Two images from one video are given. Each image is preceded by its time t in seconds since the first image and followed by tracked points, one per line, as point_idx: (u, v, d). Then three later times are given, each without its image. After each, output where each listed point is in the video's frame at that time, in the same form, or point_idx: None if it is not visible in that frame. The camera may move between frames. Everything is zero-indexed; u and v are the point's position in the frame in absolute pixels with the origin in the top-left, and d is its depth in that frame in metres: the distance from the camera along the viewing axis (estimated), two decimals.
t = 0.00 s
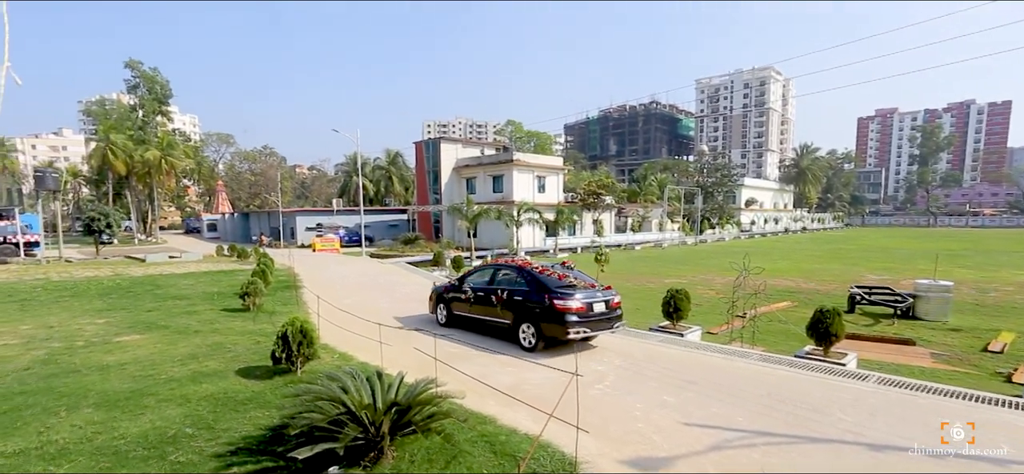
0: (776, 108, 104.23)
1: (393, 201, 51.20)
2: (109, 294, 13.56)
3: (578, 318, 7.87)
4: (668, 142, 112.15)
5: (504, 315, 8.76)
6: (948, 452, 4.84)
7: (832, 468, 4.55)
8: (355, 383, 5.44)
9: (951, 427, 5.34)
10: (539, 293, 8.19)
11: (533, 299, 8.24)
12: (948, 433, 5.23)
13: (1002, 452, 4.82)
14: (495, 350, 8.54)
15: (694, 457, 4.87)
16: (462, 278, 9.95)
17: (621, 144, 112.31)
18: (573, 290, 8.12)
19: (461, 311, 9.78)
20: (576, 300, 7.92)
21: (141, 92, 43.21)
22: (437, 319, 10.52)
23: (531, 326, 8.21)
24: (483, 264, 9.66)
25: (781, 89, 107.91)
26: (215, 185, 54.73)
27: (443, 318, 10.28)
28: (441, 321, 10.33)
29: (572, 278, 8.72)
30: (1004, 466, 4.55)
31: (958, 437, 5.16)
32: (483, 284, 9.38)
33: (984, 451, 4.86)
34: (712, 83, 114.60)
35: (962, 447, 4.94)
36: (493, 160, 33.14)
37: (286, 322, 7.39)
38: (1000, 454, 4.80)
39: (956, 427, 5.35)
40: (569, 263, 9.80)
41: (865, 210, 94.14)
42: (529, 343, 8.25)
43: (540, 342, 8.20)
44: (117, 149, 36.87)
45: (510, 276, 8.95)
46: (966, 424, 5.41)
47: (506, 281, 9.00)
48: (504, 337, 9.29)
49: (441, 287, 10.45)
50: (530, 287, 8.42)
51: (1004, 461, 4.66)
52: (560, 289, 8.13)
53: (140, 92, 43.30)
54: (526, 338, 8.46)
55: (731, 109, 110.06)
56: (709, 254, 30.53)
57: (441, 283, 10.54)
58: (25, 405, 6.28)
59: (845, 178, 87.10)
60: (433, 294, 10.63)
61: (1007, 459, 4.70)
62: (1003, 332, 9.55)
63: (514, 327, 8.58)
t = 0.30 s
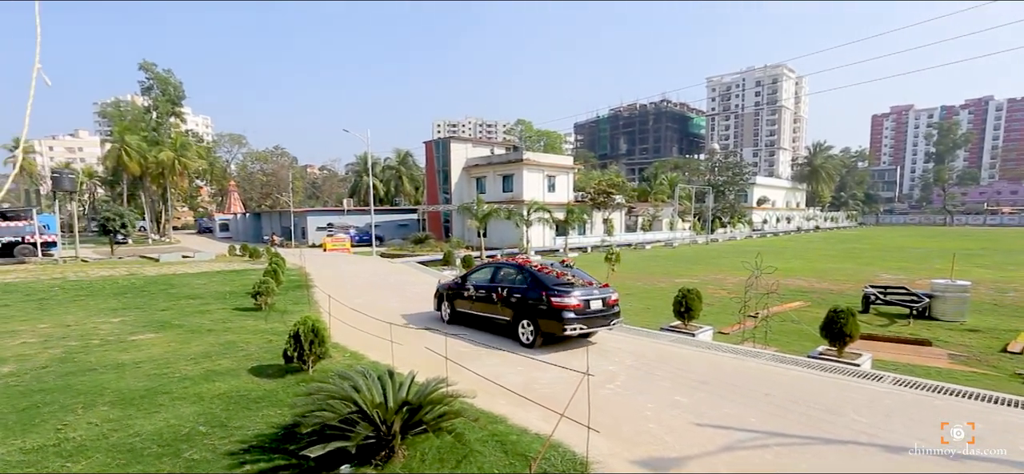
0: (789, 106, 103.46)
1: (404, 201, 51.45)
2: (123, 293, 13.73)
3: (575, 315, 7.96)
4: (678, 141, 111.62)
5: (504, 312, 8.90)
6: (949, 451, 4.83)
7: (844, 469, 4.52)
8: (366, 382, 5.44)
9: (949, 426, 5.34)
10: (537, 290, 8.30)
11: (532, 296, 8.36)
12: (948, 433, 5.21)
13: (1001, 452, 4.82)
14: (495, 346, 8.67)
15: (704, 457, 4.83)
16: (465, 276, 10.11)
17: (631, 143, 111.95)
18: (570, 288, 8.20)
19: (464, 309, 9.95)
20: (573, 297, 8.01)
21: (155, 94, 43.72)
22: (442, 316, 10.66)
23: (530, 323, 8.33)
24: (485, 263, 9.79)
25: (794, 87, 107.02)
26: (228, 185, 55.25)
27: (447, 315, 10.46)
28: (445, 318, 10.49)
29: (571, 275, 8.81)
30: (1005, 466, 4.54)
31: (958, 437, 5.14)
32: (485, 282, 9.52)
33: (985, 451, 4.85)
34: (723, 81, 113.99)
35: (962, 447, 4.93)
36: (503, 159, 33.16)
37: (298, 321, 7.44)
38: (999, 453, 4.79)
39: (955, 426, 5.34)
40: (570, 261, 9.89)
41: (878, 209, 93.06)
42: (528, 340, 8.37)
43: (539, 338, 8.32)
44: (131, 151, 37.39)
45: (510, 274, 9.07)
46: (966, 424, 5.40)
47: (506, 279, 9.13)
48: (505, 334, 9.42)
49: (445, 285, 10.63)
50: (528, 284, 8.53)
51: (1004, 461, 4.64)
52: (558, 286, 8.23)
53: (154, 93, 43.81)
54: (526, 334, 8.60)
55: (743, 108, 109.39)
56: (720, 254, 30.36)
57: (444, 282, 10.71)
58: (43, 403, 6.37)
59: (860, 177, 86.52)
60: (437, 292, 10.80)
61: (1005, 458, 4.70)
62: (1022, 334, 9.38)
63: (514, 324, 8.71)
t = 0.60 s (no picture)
0: (801, 106, 102.59)
1: (413, 201, 51.64)
2: (136, 293, 13.87)
3: (571, 313, 8.13)
4: (688, 141, 111.07)
5: (502, 310, 9.07)
6: (949, 452, 4.84)
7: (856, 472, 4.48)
8: (376, 382, 5.46)
9: (949, 426, 5.37)
10: (534, 289, 8.48)
11: (529, 294, 8.54)
12: (948, 433, 5.23)
13: (1000, 452, 4.85)
14: (494, 344, 8.83)
15: (715, 459, 4.79)
16: (466, 276, 10.29)
17: (641, 143, 111.69)
18: (567, 286, 8.37)
19: (464, 307, 10.11)
20: (569, 295, 8.18)
21: (168, 95, 44.18)
22: (445, 314, 10.80)
23: (527, 320, 8.49)
24: (485, 262, 9.96)
25: (806, 87, 106.11)
26: (239, 185, 55.72)
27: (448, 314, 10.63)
28: (447, 316, 10.67)
29: (568, 275, 8.98)
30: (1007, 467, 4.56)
31: (957, 437, 5.18)
32: (485, 281, 9.69)
33: (984, 451, 4.88)
34: (734, 80, 113.31)
35: (962, 447, 4.97)
36: (513, 160, 33.18)
37: (309, 320, 7.48)
38: (999, 454, 4.82)
39: (954, 426, 5.37)
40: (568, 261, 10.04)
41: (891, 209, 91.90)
42: (526, 336, 8.54)
43: (536, 335, 8.48)
44: (144, 152, 37.64)
45: (509, 273, 9.24)
46: (965, 424, 5.43)
47: (505, 278, 9.31)
48: (504, 332, 9.58)
49: (447, 285, 10.80)
50: (526, 283, 8.71)
51: (1004, 461, 4.67)
52: (555, 285, 8.40)
53: (167, 95, 44.26)
54: (524, 331, 8.76)
55: (754, 107, 108.68)
56: (730, 254, 30.14)
57: (447, 281, 10.89)
58: (59, 401, 6.45)
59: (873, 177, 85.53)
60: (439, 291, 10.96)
61: (1005, 458, 4.73)
62: None
63: (512, 322, 8.87)
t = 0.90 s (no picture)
0: (812, 105, 101.79)
1: (422, 202, 51.86)
2: (148, 294, 14.03)
3: (567, 310, 8.21)
4: (696, 141, 110.62)
5: (501, 308, 9.17)
6: (949, 452, 4.82)
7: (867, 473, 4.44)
8: (386, 383, 5.48)
9: (949, 426, 5.35)
10: (531, 287, 8.57)
11: (526, 292, 8.63)
12: (948, 433, 5.22)
13: (1002, 453, 4.82)
14: (493, 341, 8.92)
15: (725, 461, 4.75)
16: (468, 275, 10.39)
17: (649, 144, 111.62)
18: (564, 285, 8.46)
19: (466, 305, 10.21)
20: (566, 293, 8.26)
21: (179, 99, 44.70)
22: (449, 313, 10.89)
23: (525, 318, 8.58)
24: (486, 262, 10.07)
25: (816, 85, 105.29)
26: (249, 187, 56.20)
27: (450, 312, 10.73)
28: (449, 315, 10.77)
29: (565, 273, 9.06)
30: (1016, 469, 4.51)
31: (957, 437, 5.16)
32: (485, 280, 9.79)
33: (985, 451, 4.87)
34: (743, 80, 112.80)
35: (962, 447, 4.95)
36: (521, 160, 33.22)
37: (319, 321, 7.53)
38: (1000, 455, 4.80)
39: (954, 427, 5.35)
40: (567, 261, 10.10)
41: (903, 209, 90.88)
42: (524, 334, 8.62)
43: (534, 333, 8.57)
44: (156, 154, 38.07)
45: (507, 271, 9.33)
46: (965, 424, 5.40)
47: (504, 277, 9.41)
48: (504, 330, 9.67)
49: (449, 284, 10.91)
50: (524, 282, 8.80)
51: (1008, 462, 4.64)
52: (552, 284, 8.49)
53: (179, 98, 44.78)
54: (522, 329, 8.84)
55: (764, 107, 108.10)
56: (740, 255, 29.96)
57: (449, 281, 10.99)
58: (73, 400, 6.54)
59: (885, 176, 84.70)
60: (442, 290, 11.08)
61: (1007, 459, 4.71)
62: None
63: (510, 320, 8.97)
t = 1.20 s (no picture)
0: (821, 103, 101.00)
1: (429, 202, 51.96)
2: (158, 294, 14.13)
3: (562, 308, 8.24)
4: (703, 140, 110.07)
5: (499, 306, 9.23)
6: (949, 452, 4.78)
7: None
8: (394, 382, 5.50)
9: (951, 426, 5.31)
10: (527, 285, 8.63)
11: (522, 290, 8.67)
12: (949, 433, 5.18)
13: (1004, 452, 4.79)
14: (491, 339, 8.98)
15: (732, 462, 4.72)
16: (469, 274, 10.46)
17: (656, 143, 111.43)
18: (560, 283, 8.50)
19: (466, 303, 10.29)
20: (561, 291, 8.30)
21: (188, 100, 45.00)
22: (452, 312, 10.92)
23: (521, 315, 8.63)
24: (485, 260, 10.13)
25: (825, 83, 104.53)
26: (258, 188, 56.51)
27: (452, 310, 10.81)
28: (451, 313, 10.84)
29: (562, 272, 9.10)
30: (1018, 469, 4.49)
31: (960, 437, 5.11)
32: (484, 279, 9.86)
33: (986, 451, 4.84)
34: (751, 78, 112.18)
35: (963, 446, 4.91)
36: (528, 160, 33.21)
37: (327, 321, 7.57)
38: (1001, 454, 4.78)
39: (956, 427, 5.31)
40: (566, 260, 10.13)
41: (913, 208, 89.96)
42: (520, 331, 8.66)
43: (530, 330, 8.60)
44: (165, 155, 38.28)
45: (505, 270, 9.39)
46: (967, 424, 5.36)
47: (503, 276, 9.46)
48: (503, 327, 9.72)
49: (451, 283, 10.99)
50: (520, 280, 8.85)
51: (1002, 461, 4.64)
52: (548, 282, 8.54)
53: (187, 100, 45.09)
54: (519, 326, 8.90)
55: (772, 105, 107.44)
56: (748, 254, 29.78)
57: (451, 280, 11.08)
58: (85, 400, 6.60)
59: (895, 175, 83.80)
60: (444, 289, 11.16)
61: (1007, 458, 4.69)
62: None
63: (508, 317, 9.01)
